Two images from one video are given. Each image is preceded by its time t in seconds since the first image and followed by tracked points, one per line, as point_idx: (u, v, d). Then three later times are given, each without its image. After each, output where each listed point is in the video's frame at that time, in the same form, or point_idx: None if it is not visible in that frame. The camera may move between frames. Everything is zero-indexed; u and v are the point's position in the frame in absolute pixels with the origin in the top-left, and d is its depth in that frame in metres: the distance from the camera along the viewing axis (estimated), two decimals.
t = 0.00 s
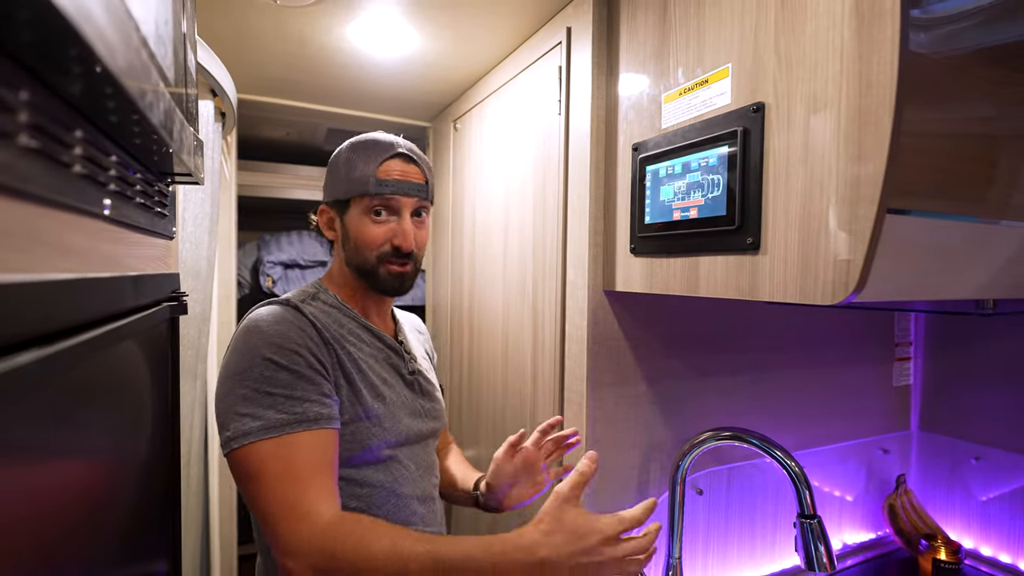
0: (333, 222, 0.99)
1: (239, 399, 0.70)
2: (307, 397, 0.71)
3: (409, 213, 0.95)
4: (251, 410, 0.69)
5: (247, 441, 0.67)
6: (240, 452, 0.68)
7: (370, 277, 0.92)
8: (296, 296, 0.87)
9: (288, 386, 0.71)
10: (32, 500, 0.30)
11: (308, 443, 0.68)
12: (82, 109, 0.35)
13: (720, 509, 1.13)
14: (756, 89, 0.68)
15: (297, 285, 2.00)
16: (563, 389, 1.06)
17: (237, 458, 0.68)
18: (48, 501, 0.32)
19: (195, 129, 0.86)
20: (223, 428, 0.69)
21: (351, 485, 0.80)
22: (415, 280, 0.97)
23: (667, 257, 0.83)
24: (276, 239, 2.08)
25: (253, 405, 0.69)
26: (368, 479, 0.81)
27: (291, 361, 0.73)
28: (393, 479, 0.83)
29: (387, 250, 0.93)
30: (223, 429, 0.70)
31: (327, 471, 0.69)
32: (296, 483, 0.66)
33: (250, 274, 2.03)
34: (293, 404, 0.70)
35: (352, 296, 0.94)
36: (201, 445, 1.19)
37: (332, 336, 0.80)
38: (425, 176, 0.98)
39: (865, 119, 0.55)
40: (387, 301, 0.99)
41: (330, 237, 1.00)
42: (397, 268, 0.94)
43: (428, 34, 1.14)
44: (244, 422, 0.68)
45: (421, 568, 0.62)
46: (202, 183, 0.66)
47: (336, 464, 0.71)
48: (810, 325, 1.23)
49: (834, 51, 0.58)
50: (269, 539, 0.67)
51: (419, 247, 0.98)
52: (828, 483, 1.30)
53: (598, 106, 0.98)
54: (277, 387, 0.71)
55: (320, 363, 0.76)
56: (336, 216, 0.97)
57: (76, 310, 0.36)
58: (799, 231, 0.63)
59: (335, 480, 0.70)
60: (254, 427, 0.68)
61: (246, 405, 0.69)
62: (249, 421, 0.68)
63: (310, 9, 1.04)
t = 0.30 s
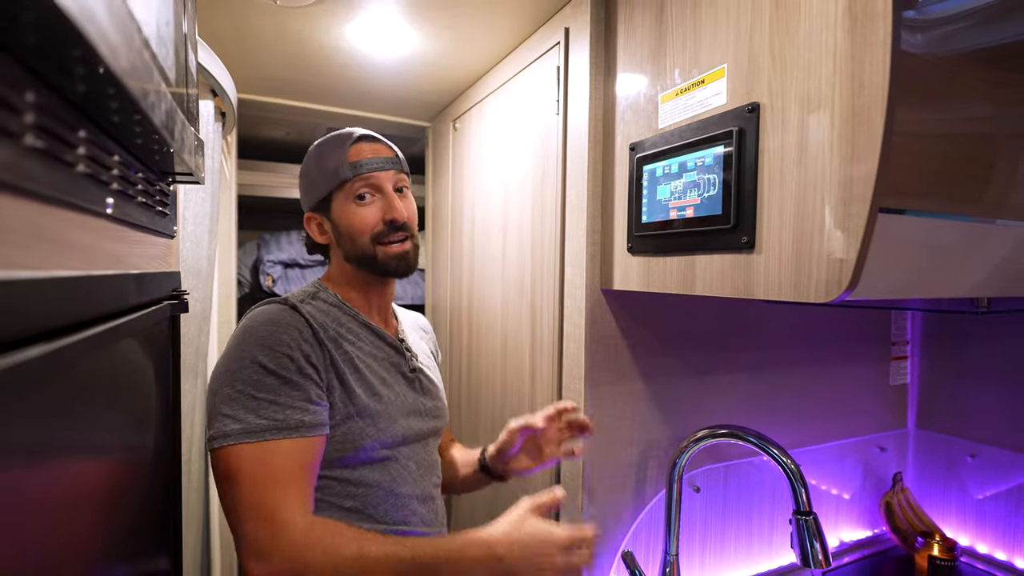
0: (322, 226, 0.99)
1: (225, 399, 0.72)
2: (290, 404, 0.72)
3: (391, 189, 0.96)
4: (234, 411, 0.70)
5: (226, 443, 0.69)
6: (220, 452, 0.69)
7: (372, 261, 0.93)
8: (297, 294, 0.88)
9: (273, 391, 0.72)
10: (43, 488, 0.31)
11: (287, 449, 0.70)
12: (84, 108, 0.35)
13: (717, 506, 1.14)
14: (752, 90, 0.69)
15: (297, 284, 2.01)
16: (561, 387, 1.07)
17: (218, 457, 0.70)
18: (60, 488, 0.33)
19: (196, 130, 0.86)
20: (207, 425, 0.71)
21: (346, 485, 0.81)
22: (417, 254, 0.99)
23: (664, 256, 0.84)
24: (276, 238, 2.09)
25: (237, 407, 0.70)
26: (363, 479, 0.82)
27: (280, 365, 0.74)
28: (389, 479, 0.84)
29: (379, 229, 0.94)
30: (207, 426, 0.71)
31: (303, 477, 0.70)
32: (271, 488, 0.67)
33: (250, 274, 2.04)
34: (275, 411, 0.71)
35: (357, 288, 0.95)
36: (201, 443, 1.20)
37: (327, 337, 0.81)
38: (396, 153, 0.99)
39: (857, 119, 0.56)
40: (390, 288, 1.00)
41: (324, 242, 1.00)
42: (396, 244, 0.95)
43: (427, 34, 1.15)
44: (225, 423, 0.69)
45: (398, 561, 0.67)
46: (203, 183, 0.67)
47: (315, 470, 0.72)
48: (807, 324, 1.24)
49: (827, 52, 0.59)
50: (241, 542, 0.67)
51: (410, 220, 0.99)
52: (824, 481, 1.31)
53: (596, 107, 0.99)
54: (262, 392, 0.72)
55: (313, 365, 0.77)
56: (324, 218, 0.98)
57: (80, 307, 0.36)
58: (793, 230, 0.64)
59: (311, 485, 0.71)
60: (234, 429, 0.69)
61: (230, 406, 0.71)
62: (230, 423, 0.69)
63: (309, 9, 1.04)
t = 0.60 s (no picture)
0: (309, 220, 1.00)
1: (219, 394, 0.72)
2: (282, 389, 0.72)
3: (378, 180, 0.97)
4: (228, 403, 0.71)
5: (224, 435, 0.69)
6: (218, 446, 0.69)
7: (361, 253, 0.93)
8: (287, 290, 0.90)
9: (264, 378, 0.73)
10: (51, 478, 0.32)
11: (280, 434, 0.69)
12: (90, 109, 0.36)
13: (715, 503, 1.14)
14: (748, 90, 0.70)
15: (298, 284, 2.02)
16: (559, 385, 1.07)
17: (218, 452, 0.70)
18: (67, 479, 0.34)
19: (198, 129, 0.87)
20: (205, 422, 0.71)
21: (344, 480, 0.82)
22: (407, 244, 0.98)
23: (662, 254, 0.85)
24: (276, 237, 2.10)
25: (231, 398, 0.71)
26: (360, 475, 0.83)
27: (269, 353, 0.75)
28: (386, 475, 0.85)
29: (367, 219, 0.94)
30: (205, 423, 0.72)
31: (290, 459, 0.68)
32: (260, 471, 0.67)
33: (250, 273, 2.05)
34: (268, 397, 0.71)
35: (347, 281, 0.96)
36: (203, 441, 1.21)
37: (316, 328, 0.83)
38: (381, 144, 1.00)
39: (850, 119, 0.56)
40: (381, 282, 1.00)
41: (312, 236, 1.01)
42: (385, 236, 0.95)
43: (427, 35, 1.16)
44: (221, 415, 0.70)
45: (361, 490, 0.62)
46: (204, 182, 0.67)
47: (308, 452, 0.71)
48: (805, 323, 1.25)
49: (821, 53, 0.60)
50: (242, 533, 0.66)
51: (399, 211, 0.99)
52: (821, 478, 1.32)
53: (594, 107, 1.00)
54: (254, 380, 0.72)
55: (301, 354, 0.78)
56: (311, 210, 0.98)
57: (86, 304, 0.37)
58: (788, 229, 0.65)
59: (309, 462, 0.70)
60: (229, 420, 0.69)
61: (224, 400, 0.71)
62: (225, 414, 0.70)
63: (310, 10, 1.05)
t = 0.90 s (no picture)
0: (312, 222, 0.99)
1: (227, 398, 0.73)
2: (296, 391, 0.74)
3: (389, 198, 0.95)
4: (241, 407, 0.72)
5: (239, 438, 0.70)
6: (233, 449, 0.70)
7: (359, 267, 0.94)
8: (280, 292, 0.90)
9: (276, 381, 0.74)
10: (57, 471, 0.32)
11: (306, 432, 0.71)
12: (92, 108, 0.37)
13: (712, 501, 1.15)
14: (744, 89, 0.70)
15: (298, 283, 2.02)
16: (558, 384, 1.08)
17: (230, 454, 0.71)
18: (72, 473, 0.35)
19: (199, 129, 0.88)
20: (214, 425, 0.72)
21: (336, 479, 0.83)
22: (403, 264, 0.99)
23: (659, 252, 0.85)
24: (276, 236, 2.10)
25: (243, 402, 0.72)
26: (350, 474, 0.83)
27: (274, 357, 0.76)
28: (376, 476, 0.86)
29: (371, 239, 0.93)
30: (213, 426, 0.72)
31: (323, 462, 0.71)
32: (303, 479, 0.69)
33: (250, 272, 2.05)
34: (283, 400, 0.72)
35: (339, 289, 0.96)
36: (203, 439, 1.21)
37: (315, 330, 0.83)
38: (397, 161, 0.98)
39: (846, 117, 0.57)
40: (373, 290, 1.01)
41: (311, 236, 1.00)
42: (385, 256, 0.95)
43: (425, 34, 1.16)
44: (234, 419, 0.71)
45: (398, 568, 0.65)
46: (205, 181, 0.68)
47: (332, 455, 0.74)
48: (801, 321, 1.25)
49: (817, 52, 0.60)
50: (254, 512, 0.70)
51: (403, 231, 0.98)
52: (819, 476, 1.32)
53: (593, 106, 1.00)
54: (265, 384, 0.73)
55: (304, 356, 0.79)
56: (314, 214, 0.97)
57: (88, 301, 0.38)
58: (783, 228, 0.65)
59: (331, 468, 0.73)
60: (246, 424, 0.70)
61: (235, 403, 0.72)
62: (240, 418, 0.71)
63: (309, 10, 1.05)
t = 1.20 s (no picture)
0: (314, 220, 1.00)
1: (218, 393, 0.73)
2: (286, 393, 0.74)
3: (390, 196, 0.96)
4: (230, 404, 0.72)
5: (224, 435, 0.70)
6: (218, 445, 0.71)
7: (363, 265, 0.94)
8: (282, 289, 0.91)
9: (268, 381, 0.74)
10: (62, 464, 0.33)
11: (287, 437, 0.72)
12: (95, 108, 0.37)
13: (709, 498, 1.16)
14: (739, 90, 0.71)
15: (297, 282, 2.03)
16: (556, 382, 1.08)
17: (213, 450, 0.71)
18: (77, 465, 0.35)
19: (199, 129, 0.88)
20: (202, 420, 0.72)
21: (331, 477, 0.84)
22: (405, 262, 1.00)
23: (656, 251, 0.86)
24: (276, 236, 2.11)
25: (232, 399, 0.72)
26: (348, 473, 0.84)
27: (270, 355, 0.76)
28: (376, 476, 0.86)
29: (374, 237, 0.94)
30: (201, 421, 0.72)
31: (306, 468, 0.73)
32: (278, 482, 0.70)
33: (250, 271, 2.06)
34: (272, 401, 0.73)
35: (344, 287, 0.97)
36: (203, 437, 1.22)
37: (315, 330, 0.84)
38: (398, 158, 0.99)
39: (839, 118, 0.57)
40: (372, 290, 1.01)
41: (313, 235, 1.01)
42: (387, 254, 0.96)
43: (424, 35, 1.17)
44: (221, 416, 0.71)
45: None
46: (205, 180, 0.68)
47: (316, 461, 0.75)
48: (798, 319, 1.26)
49: (811, 53, 0.61)
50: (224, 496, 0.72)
51: (404, 229, 0.99)
52: (815, 474, 1.33)
53: (591, 105, 1.01)
54: (257, 383, 0.74)
55: (302, 356, 0.79)
56: (317, 212, 0.98)
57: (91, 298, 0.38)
58: (777, 227, 0.66)
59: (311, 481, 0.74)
60: (232, 421, 0.70)
61: (224, 400, 0.72)
62: (227, 415, 0.71)
63: (308, 10, 1.06)
